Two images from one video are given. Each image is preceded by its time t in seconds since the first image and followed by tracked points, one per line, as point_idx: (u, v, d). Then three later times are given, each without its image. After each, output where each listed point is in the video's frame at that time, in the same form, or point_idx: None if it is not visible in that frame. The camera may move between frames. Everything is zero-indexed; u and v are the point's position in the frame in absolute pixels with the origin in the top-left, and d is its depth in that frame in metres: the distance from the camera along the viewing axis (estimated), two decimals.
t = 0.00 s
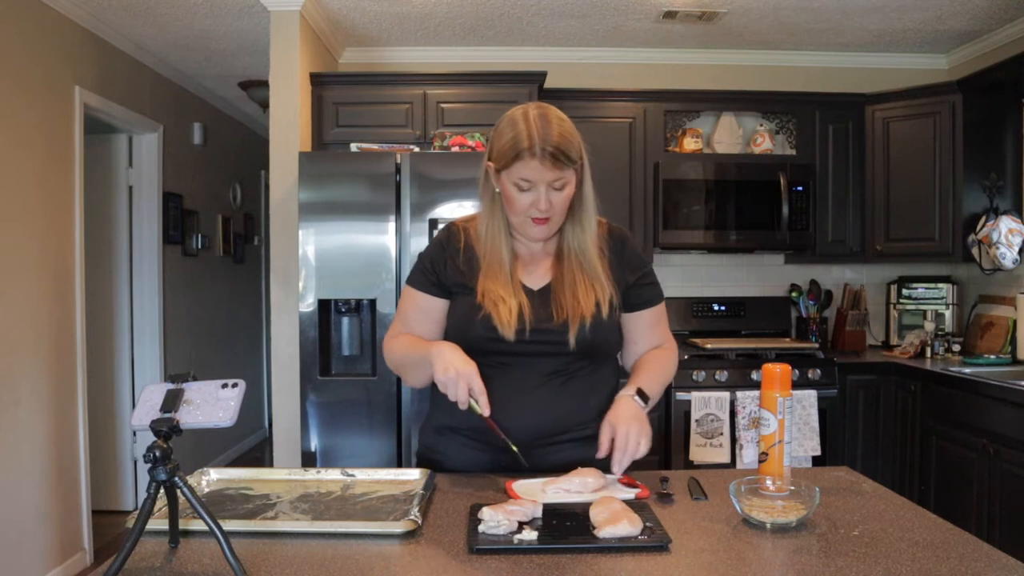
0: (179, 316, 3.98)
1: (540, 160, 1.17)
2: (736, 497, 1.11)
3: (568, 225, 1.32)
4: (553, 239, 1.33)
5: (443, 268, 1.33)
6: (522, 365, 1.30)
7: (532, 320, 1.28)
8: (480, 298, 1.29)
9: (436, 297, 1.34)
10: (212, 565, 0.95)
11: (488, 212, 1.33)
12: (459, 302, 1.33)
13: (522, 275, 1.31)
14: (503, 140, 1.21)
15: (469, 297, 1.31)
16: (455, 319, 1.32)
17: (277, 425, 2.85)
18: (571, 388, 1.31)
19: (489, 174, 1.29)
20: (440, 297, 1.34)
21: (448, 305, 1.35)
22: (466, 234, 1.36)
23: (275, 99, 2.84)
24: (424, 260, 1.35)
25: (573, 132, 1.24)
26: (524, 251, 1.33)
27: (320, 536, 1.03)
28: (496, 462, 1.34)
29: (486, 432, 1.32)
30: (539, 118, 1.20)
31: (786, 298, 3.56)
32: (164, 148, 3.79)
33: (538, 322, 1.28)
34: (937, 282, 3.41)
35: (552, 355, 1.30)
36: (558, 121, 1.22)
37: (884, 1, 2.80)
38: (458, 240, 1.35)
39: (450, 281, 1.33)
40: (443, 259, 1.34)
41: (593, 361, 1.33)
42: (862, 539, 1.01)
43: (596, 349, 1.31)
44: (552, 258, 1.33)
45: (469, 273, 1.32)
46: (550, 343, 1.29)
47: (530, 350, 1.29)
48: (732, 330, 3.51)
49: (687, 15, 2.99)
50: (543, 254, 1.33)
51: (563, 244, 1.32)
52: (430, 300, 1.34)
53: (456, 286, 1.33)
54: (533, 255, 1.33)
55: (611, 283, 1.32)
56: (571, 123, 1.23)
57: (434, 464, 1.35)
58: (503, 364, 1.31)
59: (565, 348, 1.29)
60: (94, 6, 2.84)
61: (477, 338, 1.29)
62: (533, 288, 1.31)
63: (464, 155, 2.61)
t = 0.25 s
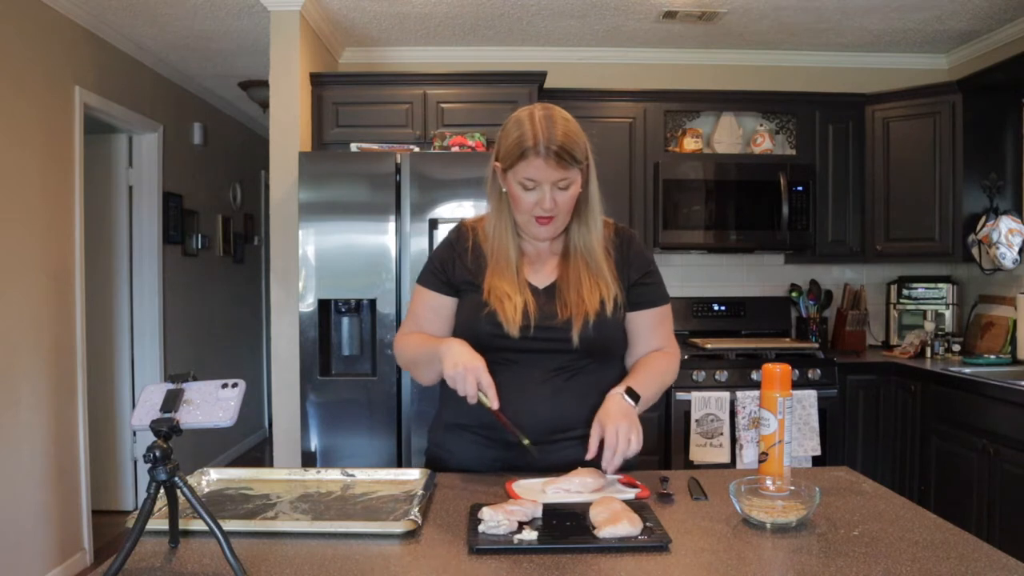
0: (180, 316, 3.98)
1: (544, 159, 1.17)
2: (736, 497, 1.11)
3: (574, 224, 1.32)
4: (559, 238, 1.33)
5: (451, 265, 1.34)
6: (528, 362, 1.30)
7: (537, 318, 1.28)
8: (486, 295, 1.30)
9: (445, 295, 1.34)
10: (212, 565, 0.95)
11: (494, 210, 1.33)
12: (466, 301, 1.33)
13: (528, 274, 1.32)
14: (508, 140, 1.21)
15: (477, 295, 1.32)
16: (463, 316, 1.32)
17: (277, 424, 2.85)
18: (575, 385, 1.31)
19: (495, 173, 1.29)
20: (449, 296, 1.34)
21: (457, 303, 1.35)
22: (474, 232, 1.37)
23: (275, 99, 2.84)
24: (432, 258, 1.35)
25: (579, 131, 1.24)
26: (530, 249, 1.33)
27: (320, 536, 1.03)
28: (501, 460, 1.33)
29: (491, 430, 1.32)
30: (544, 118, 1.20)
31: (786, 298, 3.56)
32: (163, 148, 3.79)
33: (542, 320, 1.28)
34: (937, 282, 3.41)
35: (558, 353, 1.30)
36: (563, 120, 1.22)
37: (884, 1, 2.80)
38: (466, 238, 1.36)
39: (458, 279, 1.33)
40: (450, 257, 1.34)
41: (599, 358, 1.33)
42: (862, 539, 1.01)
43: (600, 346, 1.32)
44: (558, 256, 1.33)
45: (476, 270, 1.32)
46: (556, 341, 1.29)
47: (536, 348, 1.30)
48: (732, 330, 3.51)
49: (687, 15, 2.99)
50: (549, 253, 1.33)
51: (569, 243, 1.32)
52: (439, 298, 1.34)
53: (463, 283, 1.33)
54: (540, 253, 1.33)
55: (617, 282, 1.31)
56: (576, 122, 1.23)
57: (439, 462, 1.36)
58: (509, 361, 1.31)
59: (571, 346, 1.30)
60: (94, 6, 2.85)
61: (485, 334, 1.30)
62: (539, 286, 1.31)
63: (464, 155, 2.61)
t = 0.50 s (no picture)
0: (179, 316, 3.98)
1: (545, 168, 1.17)
2: (736, 497, 1.11)
3: (574, 229, 1.32)
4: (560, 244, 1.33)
5: (455, 279, 1.35)
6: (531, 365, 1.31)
7: (541, 327, 1.29)
8: (490, 307, 1.31)
9: (453, 310, 1.37)
10: (212, 565, 0.95)
11: (494, 220, 1.33)
12: (472, 314, 1.35)
13: (530, 282, 1.33)
14: (508, 150, 1.20)
15: (481, 307, 1.34)
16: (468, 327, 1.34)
17: (277, 425, 2.85)
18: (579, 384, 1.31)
19: (495, 183, 1.29)
20: (456, 311, 1.37)
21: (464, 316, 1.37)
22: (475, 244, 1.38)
23: (275, 99, 2.84)
24: (437, 274, 1.37)
25: (577, 137, 1.24)
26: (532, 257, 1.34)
27: (320, 536, 1.03)
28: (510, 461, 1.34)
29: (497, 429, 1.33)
30: (543, 126, 1.20)
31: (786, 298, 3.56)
32: (163, 148, 3.79)
33: (546, 327, 1.29)
34: (937, 282, 3.41)
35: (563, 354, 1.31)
36: (561, 128, 1.21)
37: (884, 1, 2.80)
38: (468, 250, 1.37)
39: (463, 292, 1.35)
40: (454, 271, 1.36)
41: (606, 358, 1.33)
42: (862, 539, 1.01)
43: (603, 347, 1.31)
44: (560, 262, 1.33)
45: (479, 283, 1.34)
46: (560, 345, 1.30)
47: (542, 352, 1.30)
48: (732, 330, 3.51)
49: (687, 15, 2.99)
50: (550, 259, 1.34)
51: (569, 248, 1.32)
52: (447, 312, 1.37)
53: (467, 297, 1.35)
54: (542, 261, 1.34)
55: (618, 283, 1.31)
56: (574, 129, 1.22)
57: (453, 462, 1.38)
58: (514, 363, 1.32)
59: (576, 350, 1.30)
60: (94, 6, 2.85)
61: (488, 342, 1.32)
62: (541, 293, 1.32)
63: (464, 155, 2.61)
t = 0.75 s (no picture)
0: (179, 316, 3.98)
1: (541, 170, 1.16)
2: (736, 497, 1.11)
3: (577, 231, 1.31)
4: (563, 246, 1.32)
5: (462, 281, 1.37)
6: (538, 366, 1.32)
7: (540, 329, 1.30)
8: (492, 310, 1.32)
9: (462, 312, 1.38)
10: (212, 565, 0.95)
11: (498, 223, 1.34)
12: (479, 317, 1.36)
13: (533, 284, 1.33)
14: (506, 154, 1.20)
15: (486, 310, 1.35)
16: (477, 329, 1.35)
17: (277, 425, 2.85)
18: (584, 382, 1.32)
19: (497, 186, 1.30)
20: (465, 312, 1.38)
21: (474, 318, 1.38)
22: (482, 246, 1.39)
23: (275, 99, 2.84)
24: (446, 276, 1.39)
25: (578, 140, 1.23)
26: (536, 259, 1.34)
27: (320, 536, 1.03)
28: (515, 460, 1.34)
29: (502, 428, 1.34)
30: (542, 129, 1.19)
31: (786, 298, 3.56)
32: (163, 148, 3.79)
33: (546, 330, 1.30)
34: (937, 282, 3.41)
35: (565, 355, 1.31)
36: (561, 131, 1.21)
37: (884, 1, 2.80)
38: (475, 252, 1.38)
39: (469, 294, 1.36)
40: (461, 273, 1.37)
41: (611, 360, 1.33)
42: (862, 539, 1.01)
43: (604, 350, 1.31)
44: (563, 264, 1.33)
45: (484, 285, 1.35)
46: (560, 348, 1.30)
47: (545, 354, 1.31)
48: (732, 330, 3.51)
49: (687, 15, 2.99)
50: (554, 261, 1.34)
51: (571, 250, 1.31)
52: (457, 315, 1.38)
53: (473, 299, 1.36)
54: (545, 263, 1.34)
55: (620, 286, 1.30)
56: (574, 131, 1.22)
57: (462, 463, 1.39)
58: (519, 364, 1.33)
59: (578, 353, 1.30)
60: (94, 6, 2.85)
61: (492, 345, 1.33)
62: (543, 296, 1.32)
63: (464, 155, 2.61)
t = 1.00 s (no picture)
0: (179, 316, 3.98)
1: (542, 167, 1.17)
2: (736, 497, 1.11)
3: (581, 229, 1.30)
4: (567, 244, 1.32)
5: (468, 279, 1.37)
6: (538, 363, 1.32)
7: (544, 326, 1.30)
8: (496, 308, 1.32)
9: (467, 308, 1.38)
10: (212, 565, 0.95)
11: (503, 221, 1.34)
12: (483, 313, 1.36)
13: (538, 282, 1.33)
14: (508, 152, 1.21)
15: (490, 307, 1.35)
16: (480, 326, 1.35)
17: (277, 425, 2.85)
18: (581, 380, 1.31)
19: (501, 186, 1.30)
20: (470, 309, 1.38)
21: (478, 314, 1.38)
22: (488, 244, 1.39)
23: (275, 99, 2.84)
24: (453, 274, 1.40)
25: (580, 137, 1.23)
26: (541, 258, 1.34)
27: (320, 536, 1.03)
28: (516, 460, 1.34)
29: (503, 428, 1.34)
30: (543, 127, 1.20)
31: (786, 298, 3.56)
32: (163, 148, 3.79)
33: (549, 327, 1.30)
34: (937, 282, 3.41)
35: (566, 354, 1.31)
36: (562, 128, 1.21)
37: (884, 1, 2.80)
38: (481, 250, 1.39)
39: (474, 291, 1.37)
40: (467, 271, 1.38)
41: (614, 360, 1.32)
42: (862, 539, 1.01)
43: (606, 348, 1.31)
44: (567, 262, 1.33)
45: (489, 283, 1.35)
46: (563, 345, 1.30)
47: (547, 352, 1.31)
48: (732, 330, 3.51)
49: (687, 15, 2.99)
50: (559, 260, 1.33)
51: (577, 248, 1.31)
52: (462, 312, 1.38)
53: (478, 296, 1.36)
54: (550, 262, 1.34)
55: (624, 284, 1.30)
56: (576, 128, 1.22)
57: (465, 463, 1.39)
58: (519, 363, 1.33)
59: (580, 351, 1.30)
60: (94, 6, 2.85)
61: (495, 343, 1.33)
62: (548, 293, 1.32)
63: (464, 155, 2.61)
